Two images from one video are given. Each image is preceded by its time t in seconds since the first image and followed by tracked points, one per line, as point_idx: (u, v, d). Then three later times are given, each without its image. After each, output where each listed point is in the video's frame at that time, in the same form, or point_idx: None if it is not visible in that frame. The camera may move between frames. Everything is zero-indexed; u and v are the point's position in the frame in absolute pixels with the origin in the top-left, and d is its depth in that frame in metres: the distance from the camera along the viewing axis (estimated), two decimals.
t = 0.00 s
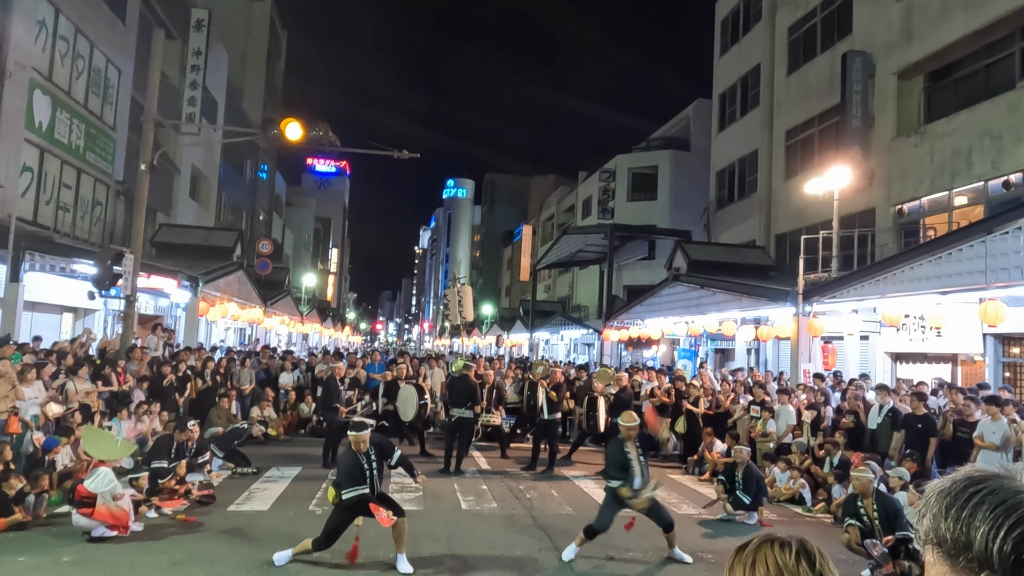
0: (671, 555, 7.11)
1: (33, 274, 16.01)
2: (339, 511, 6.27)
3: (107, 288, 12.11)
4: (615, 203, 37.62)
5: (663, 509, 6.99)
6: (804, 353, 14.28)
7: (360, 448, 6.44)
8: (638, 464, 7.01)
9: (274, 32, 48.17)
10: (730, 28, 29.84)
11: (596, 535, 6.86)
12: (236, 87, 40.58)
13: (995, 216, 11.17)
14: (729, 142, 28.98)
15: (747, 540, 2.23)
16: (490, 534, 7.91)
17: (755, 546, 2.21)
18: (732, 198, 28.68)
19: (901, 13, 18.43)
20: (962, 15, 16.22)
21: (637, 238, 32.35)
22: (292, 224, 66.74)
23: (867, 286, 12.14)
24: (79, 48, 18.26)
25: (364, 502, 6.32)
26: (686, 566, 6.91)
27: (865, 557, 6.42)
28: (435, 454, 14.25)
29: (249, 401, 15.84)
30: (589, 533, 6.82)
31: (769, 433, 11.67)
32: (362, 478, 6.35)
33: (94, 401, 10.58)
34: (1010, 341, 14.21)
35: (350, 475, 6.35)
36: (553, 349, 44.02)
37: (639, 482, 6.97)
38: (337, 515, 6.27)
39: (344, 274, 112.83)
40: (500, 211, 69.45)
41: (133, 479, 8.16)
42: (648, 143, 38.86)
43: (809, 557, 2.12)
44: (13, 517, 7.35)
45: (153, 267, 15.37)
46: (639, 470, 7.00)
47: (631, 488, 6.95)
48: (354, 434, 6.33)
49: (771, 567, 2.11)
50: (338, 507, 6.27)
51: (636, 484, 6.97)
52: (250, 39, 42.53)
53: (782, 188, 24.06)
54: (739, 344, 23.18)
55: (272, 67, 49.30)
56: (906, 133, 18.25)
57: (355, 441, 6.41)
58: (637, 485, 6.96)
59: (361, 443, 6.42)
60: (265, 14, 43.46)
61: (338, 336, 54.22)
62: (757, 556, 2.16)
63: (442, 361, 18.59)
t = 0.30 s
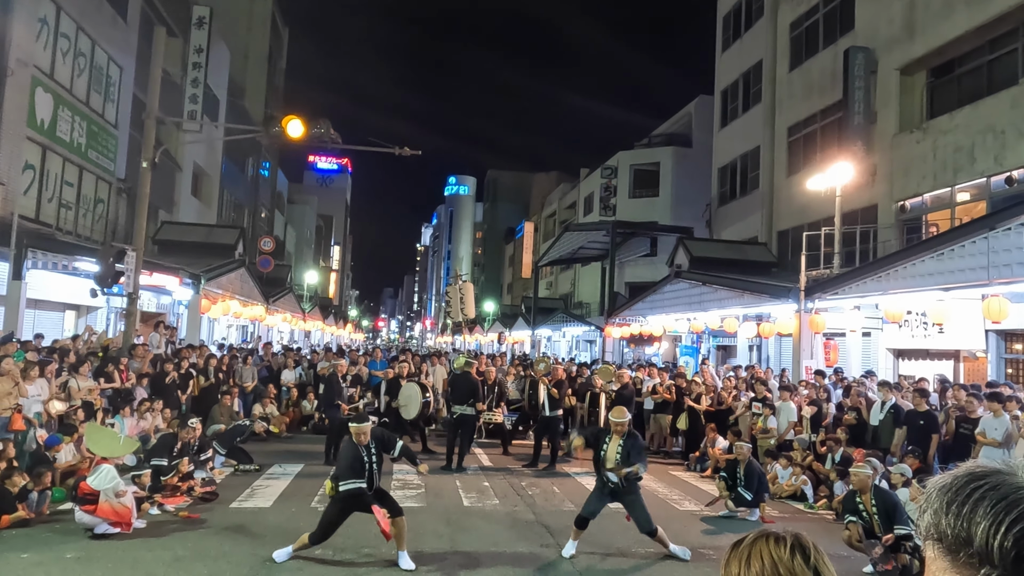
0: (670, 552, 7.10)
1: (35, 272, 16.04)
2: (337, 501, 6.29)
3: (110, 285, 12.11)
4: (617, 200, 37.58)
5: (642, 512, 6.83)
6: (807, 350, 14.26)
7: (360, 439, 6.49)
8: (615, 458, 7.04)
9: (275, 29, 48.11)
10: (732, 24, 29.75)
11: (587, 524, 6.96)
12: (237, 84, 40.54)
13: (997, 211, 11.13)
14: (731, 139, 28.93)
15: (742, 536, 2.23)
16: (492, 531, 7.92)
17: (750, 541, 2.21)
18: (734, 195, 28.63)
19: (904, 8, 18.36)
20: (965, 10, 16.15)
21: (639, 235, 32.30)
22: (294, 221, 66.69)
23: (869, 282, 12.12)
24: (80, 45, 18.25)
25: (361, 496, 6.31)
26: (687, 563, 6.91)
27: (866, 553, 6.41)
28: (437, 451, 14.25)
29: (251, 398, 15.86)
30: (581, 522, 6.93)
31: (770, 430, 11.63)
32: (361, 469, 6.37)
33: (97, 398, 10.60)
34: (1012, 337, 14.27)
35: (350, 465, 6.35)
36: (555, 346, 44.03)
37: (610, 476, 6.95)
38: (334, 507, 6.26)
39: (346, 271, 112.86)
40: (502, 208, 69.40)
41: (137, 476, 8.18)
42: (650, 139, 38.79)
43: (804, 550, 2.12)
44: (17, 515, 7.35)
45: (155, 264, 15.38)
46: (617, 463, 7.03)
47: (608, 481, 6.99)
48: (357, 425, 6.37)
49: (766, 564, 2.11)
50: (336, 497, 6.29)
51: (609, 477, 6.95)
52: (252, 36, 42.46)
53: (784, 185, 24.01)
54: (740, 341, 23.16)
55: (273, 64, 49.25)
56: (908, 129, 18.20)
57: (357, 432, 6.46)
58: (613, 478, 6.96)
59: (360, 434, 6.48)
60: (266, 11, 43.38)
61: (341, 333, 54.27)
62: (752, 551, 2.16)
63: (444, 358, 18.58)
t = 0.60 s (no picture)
0: (673, 555, 7.10)
1: (38, 277, 16.10)
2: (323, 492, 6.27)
3: (112, 289, 12.13)
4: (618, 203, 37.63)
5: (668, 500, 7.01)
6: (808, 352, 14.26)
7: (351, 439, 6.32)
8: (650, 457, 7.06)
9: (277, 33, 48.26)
10: (733, 27, 29.79)
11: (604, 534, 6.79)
12: (239, 88, 40.68)
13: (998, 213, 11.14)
14: (732, 141, 28.94)
15: (737, 540, 2.24)
16: (493, 534, 7.93)
17: (745, 546, 2.21)
18: (735, 197, 28.66)
19: (904, 10, 18.39)
20: (965, 13, 16.18)
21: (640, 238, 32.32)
22: (295, 225, 66.83)
23: (870, 285, 12.13)
24: (82, 50, 18.32)
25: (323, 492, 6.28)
26: (688, 566, 6.91)
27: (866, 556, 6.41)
28: (439, 454, 14.27)
29: (253, 402, 15.89)
30: (597, 531, 6.73)
31: (772, 433, 11.59)
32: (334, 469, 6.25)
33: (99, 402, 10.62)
34: (1014, 339, 14.19)
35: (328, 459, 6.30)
36: (556, 349, 44.04)
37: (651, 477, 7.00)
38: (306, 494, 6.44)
39: (347, 274, 113.05)
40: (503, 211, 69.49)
41: (138, 480, 8.21)
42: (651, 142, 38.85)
43: (799, 554, 2.13)
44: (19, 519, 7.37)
45: (157, 268, 15.42)
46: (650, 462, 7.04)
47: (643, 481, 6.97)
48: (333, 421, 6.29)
49: (761, 567, 2.12)
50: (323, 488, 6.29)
51: (647, 478, 6.98)
52: (253, 39, 42.53)
53: (785, 187, 24.04)
54: (741, 343, 23.17)
55: (275, 68, 49.38)
56: (909, 131, 18.22)
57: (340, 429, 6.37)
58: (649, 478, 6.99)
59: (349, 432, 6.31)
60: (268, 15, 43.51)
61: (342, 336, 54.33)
62: (748, 556, 2.17)
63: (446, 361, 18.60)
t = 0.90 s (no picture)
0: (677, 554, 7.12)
1: (40, 276, 16.15)
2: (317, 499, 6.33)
3: (114, 288, 12.14)
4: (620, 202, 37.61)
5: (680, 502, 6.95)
6: (810, 351, 14.25)
7: (336, 450, 6.18)
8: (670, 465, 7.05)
9: (279, 33, 48.26)
10: (735, 26, 29.74)
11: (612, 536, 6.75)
12: (241, 88, 40.71)
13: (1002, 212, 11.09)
14: (734, 140, 28.91)
15: (739, 539, 2.24)
16: (495, 533, 7.93)
17: (746, 544, 2.22)
18: (737, 196, 28.62)
19: (906, 8, 18.35)
20: (968, 11, 16.14)
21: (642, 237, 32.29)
22: (297, 224, 66.92)
23: (873, 283, 12.10)
24: (84, 50, 18.34)
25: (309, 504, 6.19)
26: (690, 565, 6.92)
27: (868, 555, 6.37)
28: (441, 453, 14.27)
29: (255, 401, 15.91)
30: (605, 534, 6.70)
31: (774, 432, 11.42)
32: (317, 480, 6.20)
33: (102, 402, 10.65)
34: (1016, 338, 14.15)
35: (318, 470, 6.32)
36: (558, 348, 44.03)
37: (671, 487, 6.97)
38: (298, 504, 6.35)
39: (349, 273, 113.14)
40: (505, 211, 69.48)
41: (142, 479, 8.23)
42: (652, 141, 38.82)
43: (800, 556, 2.12)
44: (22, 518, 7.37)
45: (159, 268, 15.44)
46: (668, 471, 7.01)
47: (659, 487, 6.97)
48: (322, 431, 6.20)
49: (762, 568, 2.12)
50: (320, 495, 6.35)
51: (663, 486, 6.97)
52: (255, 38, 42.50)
53: (787, 186, 23.99)
54: (743, 342, 23.16)
55: (277, 67, 49.40)
56: (912, 130, 18.18)
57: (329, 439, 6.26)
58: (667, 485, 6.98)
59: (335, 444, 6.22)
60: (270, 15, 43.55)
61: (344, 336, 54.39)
62: (750, 556, 2.17)
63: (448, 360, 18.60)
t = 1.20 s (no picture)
0: (676, 555, 7.10)
1: (42, 277, 16.17)
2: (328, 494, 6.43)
3: (115, 289, 12.14)
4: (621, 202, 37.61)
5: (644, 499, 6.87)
6: (811, 351, 14.24)
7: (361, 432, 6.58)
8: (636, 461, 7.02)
9: (280, 33, 48.28)
10: (736, 26, 29.73)
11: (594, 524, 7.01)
12: (242, 88, 40.75)
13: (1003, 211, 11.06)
14: (735, 140, 28.90)
15: (742, 540, 2.25)
16: (496, 533, 7.93)
17: (750, 546, 2.22)
18: (738, 197, 28.61)
19: (907, 8, 18.35)
20: (969, 11, 16.13)
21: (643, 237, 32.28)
22: (298, 224, 66.97)
23: (874, 283, 12.10)
24: (86, 51, 18.37)
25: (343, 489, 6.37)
26: (691, 565, 6.92)
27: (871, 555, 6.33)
28: (441, 453, 14.27)
29: (256, 401, 15.92)
30: (588, 522, 6.97)
31: (773, 432, 11.45)
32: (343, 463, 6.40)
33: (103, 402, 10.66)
34: (1017, 338, 14.13)
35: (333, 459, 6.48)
36: (560, 348, 44.04)
37: (635, 481, 6.95)
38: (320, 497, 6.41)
39: (350, 274, 113.22)
40: (506, 211, 69.49)
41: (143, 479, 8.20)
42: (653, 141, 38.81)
43: (803, 559, 2.12)
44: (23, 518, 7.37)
45: (159, 268, 15.44)
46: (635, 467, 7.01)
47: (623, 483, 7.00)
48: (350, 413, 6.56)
49: (765, 571, 2.12)
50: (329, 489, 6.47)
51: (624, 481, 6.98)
52: (255, 38, 42.48)
53: (788, 186, 23.98)
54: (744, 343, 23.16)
55: (278, 68, 49.43)
56: (913, 130, 18.16)
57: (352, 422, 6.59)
58: (629, 481, 6.96)
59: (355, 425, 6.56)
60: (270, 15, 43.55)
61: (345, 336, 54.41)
62: (753, 559, 2.17)
63: (449, 360, 18.61)
